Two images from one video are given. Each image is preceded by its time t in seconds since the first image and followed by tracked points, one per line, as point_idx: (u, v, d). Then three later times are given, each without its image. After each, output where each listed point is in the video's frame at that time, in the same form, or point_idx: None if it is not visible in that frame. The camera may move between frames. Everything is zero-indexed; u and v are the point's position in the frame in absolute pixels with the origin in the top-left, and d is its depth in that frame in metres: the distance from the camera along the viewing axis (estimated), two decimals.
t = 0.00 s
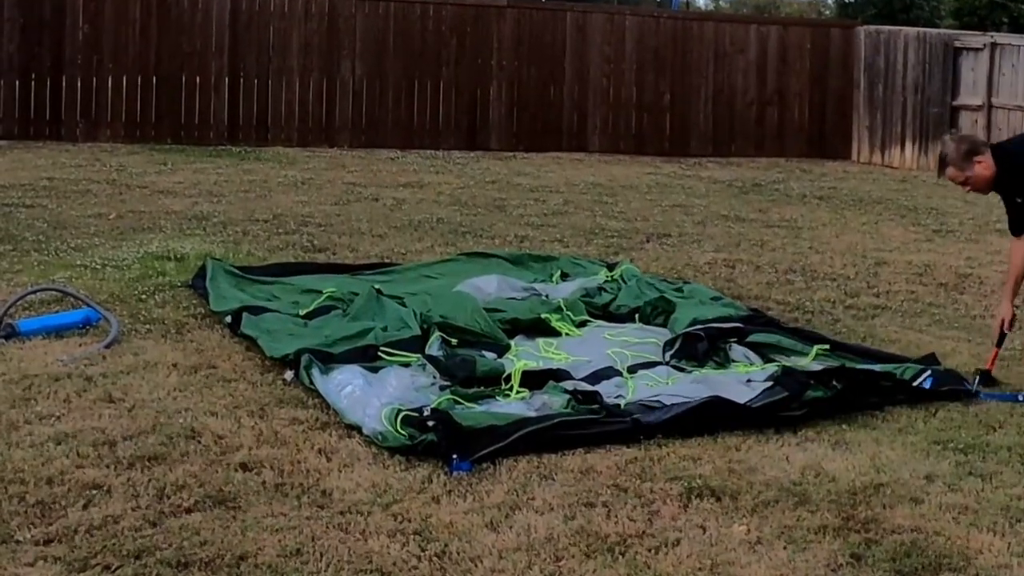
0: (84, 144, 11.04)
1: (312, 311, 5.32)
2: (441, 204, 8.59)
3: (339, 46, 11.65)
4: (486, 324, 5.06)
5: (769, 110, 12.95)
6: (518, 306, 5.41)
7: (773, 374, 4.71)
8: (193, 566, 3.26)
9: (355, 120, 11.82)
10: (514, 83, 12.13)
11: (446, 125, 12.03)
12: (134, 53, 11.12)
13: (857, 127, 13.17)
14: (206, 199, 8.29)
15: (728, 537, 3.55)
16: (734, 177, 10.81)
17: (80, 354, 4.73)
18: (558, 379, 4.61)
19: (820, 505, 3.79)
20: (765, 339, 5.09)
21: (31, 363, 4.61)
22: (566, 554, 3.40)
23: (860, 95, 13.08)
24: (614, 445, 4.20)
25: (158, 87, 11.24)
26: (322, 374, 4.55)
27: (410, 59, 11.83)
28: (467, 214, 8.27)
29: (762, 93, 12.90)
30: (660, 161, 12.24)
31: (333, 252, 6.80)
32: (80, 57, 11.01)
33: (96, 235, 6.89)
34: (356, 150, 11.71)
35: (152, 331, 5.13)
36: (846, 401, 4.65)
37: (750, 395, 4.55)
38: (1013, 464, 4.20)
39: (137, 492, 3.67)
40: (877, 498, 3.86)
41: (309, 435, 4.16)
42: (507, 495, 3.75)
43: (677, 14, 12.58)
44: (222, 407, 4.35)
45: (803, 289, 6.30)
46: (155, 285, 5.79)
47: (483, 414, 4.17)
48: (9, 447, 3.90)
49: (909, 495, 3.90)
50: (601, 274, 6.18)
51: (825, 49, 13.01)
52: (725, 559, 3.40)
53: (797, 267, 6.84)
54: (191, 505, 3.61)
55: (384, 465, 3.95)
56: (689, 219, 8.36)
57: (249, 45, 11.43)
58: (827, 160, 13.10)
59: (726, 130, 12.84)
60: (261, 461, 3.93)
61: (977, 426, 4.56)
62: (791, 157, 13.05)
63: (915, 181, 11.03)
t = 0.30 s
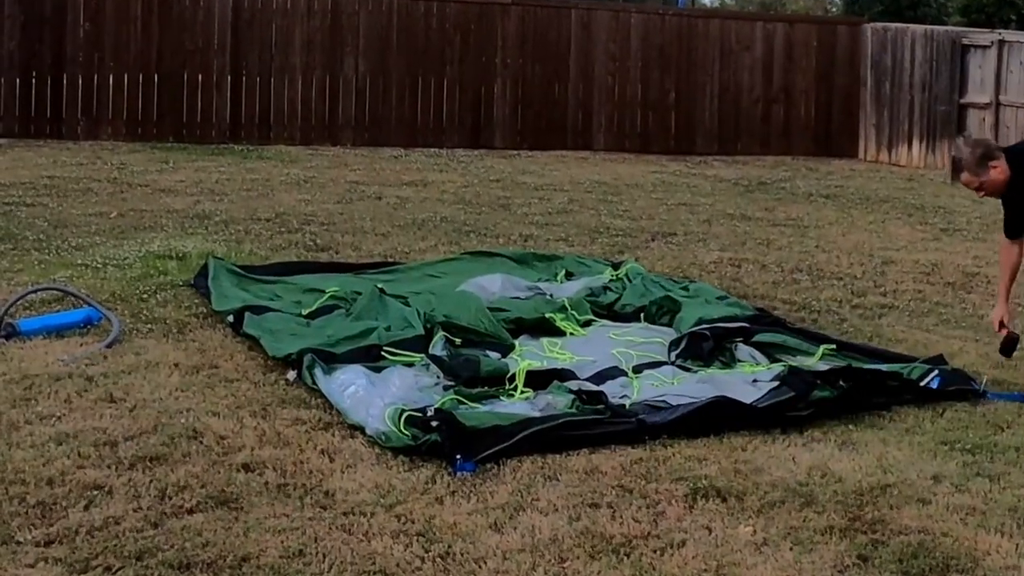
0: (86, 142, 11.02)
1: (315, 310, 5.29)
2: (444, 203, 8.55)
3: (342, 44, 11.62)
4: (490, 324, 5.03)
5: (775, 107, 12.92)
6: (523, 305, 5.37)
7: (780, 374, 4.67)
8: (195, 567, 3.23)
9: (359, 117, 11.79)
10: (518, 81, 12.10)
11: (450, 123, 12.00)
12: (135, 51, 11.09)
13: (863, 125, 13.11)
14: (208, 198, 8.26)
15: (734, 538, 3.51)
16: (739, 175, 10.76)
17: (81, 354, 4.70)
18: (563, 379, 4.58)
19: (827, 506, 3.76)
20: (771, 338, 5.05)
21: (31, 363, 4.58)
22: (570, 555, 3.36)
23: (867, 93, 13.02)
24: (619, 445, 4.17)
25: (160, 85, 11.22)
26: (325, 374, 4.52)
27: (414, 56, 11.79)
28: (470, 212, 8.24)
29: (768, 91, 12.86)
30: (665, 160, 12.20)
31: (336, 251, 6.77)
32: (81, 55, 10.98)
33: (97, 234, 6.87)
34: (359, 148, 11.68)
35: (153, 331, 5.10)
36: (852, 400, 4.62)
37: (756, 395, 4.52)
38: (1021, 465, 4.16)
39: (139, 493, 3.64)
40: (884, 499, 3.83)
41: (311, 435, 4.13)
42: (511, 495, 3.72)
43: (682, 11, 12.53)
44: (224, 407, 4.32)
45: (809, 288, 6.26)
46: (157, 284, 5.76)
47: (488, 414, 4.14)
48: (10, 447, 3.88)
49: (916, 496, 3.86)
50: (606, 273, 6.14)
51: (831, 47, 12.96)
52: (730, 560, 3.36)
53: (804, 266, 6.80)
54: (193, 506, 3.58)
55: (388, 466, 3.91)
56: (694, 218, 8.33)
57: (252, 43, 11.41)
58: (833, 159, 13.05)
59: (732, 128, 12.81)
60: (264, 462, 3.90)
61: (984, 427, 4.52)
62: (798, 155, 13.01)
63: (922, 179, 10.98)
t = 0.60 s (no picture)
0: (87, 140, 11.00)
1: (318, 310, 5.26)
2: (448, 201, 8.53)
3: (345, 41, 11.59)
4: (494, 323, 4.99)
5: (782, 105, 12.82)
6: (527, 305, 5.34)
7: (786, 374, 4.63)
8: (197, 568, 3.20)
9: (362, 115, 11.76)
10: (523, 78, 12.06)
11: (453, 120, 11.96)
12: (137, 48, 11.08)
13: (870, 123, 13.04)
14: (210, 196, 8.24)
15: (740, 539, 3.47)
16: (746, 173, 10.72)
17: (82, 354, 4.67)
18: (567, 379, 4.54)
19: (833, 507, 3.72)
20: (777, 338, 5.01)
21: (32, 363, 4.55)
22: (575, 556, 3.33)
23: (874, 91, 12.96)
24: (624, 444, 4.13)
25: (162, 83, 11.19)
26: (328, 374, 4.49)
27: (417, 53, 11.77)
28: (474, 211, 8.21)
29: (774, 89, 12.78)
30: (670, 158, 12.15)
31: (339, 250, 6.74)
32: (82, 52, 10.97)
33: (98, 233, 6.84)
34: (362, 147, 11.65)
35: (155, 330, 5.07)
36: (858, 400, 4.58)
37: (762, 395, 4.48)
38: None
39: (140, 493, 3.61)
40: (891, 500, 3.79)
41: (314, 436, 4.10)
42: (515, 496, 3.68)
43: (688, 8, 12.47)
44: (226, 407, 4.29)
45: (815, 287, 6.22)
46: (158, 284, 5.74)
47: (492, 414, 4.11)
48: (10, 448, 3.85)
49: (923, 496, 3.83)
50: (612, 272, 6.10)
51: (838, 44, 12.89)
52: (737, 561, 3.33)
53: (810, 265, 6.77)
54: (196, 506, 3.55)
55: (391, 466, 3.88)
56: (699, 216, 8.29)
57: (254, 40, 11.39)
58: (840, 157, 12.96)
59: (737, 125, 12.75)
60: (266, 462, 3.87)
61: (992, 427, 4.48)
62: (805, 154, 12.92)
63: (929, 177, 10.94)
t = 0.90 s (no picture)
0: (88, 138, 10.98)
1: (321, 309, 5.23)
2: (452, 200, 8.49)
3: (347, 38, 11.56)
4: (498, 323, 4.96)
5: (788, 103, 12.78)
6: (531, 305, 5.31)
7: (793, 374, 4.59)
8: (199, 570, 3.17)
9: (365, 113, 11.73)
10: (527, 75, 12.02)
11: (457, 118, 11.94)
12: (138, 46, 11.06)
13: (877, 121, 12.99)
14: (212, 195, 8.21)
15: (745, 540, 3.44)
16: (752, 172, 10.68)
17: (83, 353, 4.64)
18: (572, 379, 4.50)
19: (840, 508, 3.68)
20: (784, 338, 4.97)
21: (32, 363, 4.52)
22: (580, 557, 3.29)
23: (880, 89, 12.91)
24: (629, 445, 4.10)
25: (164, 81, 11.17)
26: (331, 373, 4.46)
27: (420, 51, 11.74)
28: (478, 209, 8.18)
29: (781, 87, 12.74)
30: (675, 156, 12.10)
31: (342, 249, 6.71)
32: (83, 49, 10.96)
33: (99, 231, 6.82)
34: (365, 145, 11.61)
35: (157, 330, 5.04)
36: (866, 401, 4.54)
37: (768, 395, 4.45)
38: None
39: (142, 494, 3.58)
40: (898, 500, 3.75)
41: (316, 436, 4.06)
42: (519, 497, 3.65)
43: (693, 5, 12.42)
44: (228, 407, 4.26)
45: (822, 287, 6.18)
46: (160, 283, 5.71)
47: (496, 414, 4.08)
48: (10, 448, 3.82)
49: (931, 497, 3.79)
50: (616, 271, 6.07)
51: (845, 42, 12.82)
52: (742, 563, 3.30)
53: (816, 264, 6.73)
54: (197, 507, 3.52)
55: (395, 467, 3.85)
56: (705, 215, 8.25)
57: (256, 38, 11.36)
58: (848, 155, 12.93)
59: (743, 123, 12.70)
60: (268, 463, 3.84)
61: (1001, 427, 4.44)
62: (811, 152, 12.90)
63: (936, 175, 10.89)
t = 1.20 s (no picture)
0: (89, 136, 10.95)
1: (324, 309, 5.19)
2: (456, 198, 8.46)
3: (351, 36, 11.54)
4: (502, 322, 4.93)
5: (795, 100, 12.71)
6: (536, 304, 5.28)
7: (799, 374, 4.56)
8: (201, 571, 3.14)
9: (368, 111, 11.69)
10: (531, 73, 11.98)
11: (461, 117, 11.90)
12: (140, 43, 11.04)
13: (885, 119, 12.93)
14: (214, 193, 8.18)
15: (752, 541, 3.40)
16: (758, 170, 10.64)
17: (84, 353, 4.61)
18: (577, 379, 4.47)
19: (847, 509, 3.64)
20: (790, 337, 4.94)
21: (33, 362, 4.49)
22: (585, 559, 3.26)
23: (888, 86, 12.84)
24: (634, 445, 4.06)
25: (166, 78, 11.15)
26: (334, 373, 4.42)
27: (424, 48, 11.71)
28: (482, 208, 8.14)
29: (787, 84, 12.68)
30: (680, 154, 12.05)
31: (345, 247, 6.68)
32: (84, 47, 10.93)
33: (100, 230, 6.78)
34: (369, 143, 11.58)
35: (158, 329, 5.01)
36: (873, 400, 4.50)
37: (774, 395, 4.41)
38: None
39: (144, 495, 3.55)
40: (906, 501, 3.71)
41: (319, 436, 4.03)
42: (524, 498, 3.61)
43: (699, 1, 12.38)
44: (230, 407, 4.23)
45: (828, 286, 6.15)
46: (162, 282, 5.68)
47: (500, 414, 4.04)
48: (11, 448, 3.79)
49: (938, 498, 3.75)
50: (621, 270, 6.03)
51: (852, 39, 12.76)
52: (749, 564, 3.26)
53: (823, 263, 6.69)
54: (199, 508, 3.49)
55: (398, 467, 3.81)
56: (711, 214, 8.21)
57: (258, 35, 11.34)
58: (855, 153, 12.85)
59: (749, 121, 12.64)
60: (271, 463, 3.81)
61: (1009, 428, 4.40)
62: (818, 150, 12.81)
63: (944, 174, 10.83)
